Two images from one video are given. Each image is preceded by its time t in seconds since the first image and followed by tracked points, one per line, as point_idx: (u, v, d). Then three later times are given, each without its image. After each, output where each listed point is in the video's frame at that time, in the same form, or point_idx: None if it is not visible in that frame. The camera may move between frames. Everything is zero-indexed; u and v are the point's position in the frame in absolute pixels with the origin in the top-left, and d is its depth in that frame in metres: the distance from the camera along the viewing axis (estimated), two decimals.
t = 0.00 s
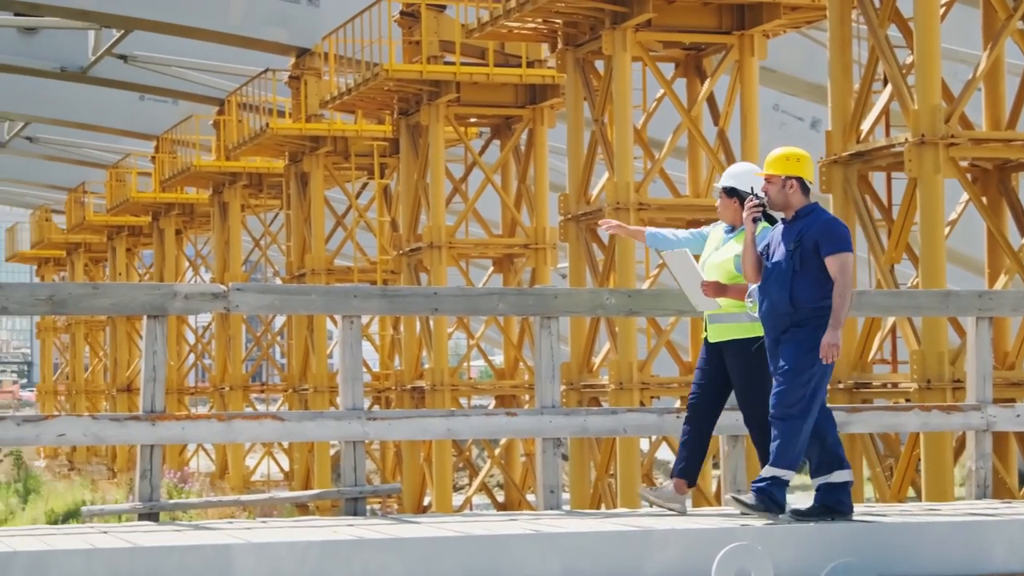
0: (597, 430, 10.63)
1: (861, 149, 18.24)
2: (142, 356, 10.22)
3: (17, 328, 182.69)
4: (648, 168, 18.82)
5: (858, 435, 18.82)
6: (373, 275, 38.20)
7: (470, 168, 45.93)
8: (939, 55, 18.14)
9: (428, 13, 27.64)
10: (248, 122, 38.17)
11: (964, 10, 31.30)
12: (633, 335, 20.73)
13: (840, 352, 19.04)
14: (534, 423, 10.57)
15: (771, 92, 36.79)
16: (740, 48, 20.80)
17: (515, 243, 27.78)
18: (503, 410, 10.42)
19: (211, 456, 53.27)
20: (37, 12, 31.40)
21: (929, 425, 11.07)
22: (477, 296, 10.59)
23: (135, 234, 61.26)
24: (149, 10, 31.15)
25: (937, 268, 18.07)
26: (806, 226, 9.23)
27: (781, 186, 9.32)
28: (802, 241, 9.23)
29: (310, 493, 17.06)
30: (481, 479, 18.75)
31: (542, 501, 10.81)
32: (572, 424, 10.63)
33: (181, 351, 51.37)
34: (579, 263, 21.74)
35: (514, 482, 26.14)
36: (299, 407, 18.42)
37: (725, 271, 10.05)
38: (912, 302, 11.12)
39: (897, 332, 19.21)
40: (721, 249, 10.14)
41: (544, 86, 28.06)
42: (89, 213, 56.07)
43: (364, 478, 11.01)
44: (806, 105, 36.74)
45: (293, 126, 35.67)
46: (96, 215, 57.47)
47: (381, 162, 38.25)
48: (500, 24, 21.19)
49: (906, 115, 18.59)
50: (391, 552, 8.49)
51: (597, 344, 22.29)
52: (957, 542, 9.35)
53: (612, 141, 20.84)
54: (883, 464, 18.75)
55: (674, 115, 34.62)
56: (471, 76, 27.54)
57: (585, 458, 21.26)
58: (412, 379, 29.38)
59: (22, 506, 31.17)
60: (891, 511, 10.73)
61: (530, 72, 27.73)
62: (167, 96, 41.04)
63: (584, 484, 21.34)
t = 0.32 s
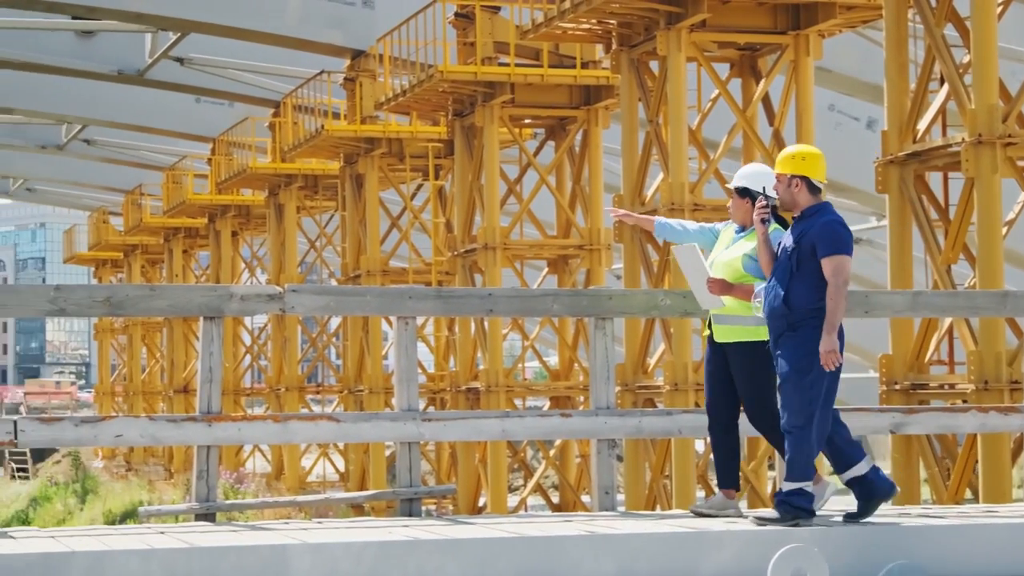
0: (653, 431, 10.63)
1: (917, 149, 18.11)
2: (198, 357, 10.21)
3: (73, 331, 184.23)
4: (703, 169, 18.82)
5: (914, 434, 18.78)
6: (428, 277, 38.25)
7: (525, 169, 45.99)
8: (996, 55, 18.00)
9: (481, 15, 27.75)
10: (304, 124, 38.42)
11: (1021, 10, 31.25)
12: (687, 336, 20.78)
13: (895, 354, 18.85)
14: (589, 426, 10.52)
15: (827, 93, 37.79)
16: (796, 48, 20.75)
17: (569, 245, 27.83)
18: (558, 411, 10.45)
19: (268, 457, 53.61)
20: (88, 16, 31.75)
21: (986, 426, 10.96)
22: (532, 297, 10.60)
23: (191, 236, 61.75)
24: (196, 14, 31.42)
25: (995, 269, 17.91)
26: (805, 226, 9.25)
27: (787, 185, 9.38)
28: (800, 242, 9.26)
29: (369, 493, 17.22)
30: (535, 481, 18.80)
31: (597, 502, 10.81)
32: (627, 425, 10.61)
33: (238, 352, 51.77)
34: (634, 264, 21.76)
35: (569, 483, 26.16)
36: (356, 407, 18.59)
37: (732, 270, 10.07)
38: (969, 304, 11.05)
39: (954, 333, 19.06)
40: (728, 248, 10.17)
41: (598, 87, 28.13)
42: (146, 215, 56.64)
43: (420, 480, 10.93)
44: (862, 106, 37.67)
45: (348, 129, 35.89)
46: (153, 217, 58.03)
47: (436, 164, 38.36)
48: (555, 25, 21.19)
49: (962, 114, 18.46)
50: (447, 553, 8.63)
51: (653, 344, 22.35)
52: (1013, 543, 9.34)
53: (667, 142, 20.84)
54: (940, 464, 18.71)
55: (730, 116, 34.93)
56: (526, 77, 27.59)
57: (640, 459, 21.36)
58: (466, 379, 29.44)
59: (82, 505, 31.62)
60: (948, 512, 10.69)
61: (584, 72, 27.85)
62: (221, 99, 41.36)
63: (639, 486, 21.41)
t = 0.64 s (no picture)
0: (699, 432, 10.61)
1: (963, 149, 17.99)
2: (244, 358, 10.20)
3: (118, 332, 185.37)
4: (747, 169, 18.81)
5: (961, 436, 18.64)
6: (472, 278, 38.27)
7: (570, 171, 46.00)
8: None
9: (525, 16, 27.86)
10: (348, 126, 38.46)
11: None
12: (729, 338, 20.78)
13: (941, 355, 18.78)
14: (634, 425, 10.51)
15: (872, 93, 38.35)
16: (841, 48, 20.86)
17: (613, 245, 27.91)
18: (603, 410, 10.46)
19: (312, 459, 53.79)
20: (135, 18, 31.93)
21: None
22: (576, 297, 10.66)
23: (237, 238, 62.16)
24: (237, 15, 31.51)
25: None
26: (813, 220, 9.15)
27: (795, 179, 9.32)
28: (809, 236, 9.16)
29: (418, 492, 17.27)
30: (579, 481, 18.77)
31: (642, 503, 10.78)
32: (673, 426, 10.59)
33: (282, 353, 51.96)
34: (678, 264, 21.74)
35: (613, 484, 26.15)
36: (400, 408, 18.58)
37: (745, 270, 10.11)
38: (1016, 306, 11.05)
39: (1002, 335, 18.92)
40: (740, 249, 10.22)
41: (642, 88, 28.30)
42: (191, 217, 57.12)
43: (465, 480, 10.92)
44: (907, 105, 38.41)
45: (394, 130, 35.76)
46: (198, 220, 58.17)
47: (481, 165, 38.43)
48: (600, 25, 21.23)
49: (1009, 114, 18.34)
50: (493, 552, 8.63)
51: (698, 345, 22.30)
52: None
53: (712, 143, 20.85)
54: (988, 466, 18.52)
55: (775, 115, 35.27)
56: (570, 78, 27.65)
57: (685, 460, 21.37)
58: (511, 380, 29.50)
59: (128, 506, 31.94)
60: (997, 514, 10.64)
61: (629, 73, 28.05)
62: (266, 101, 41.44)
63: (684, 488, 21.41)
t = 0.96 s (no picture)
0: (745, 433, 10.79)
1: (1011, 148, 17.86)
2: (290, 358, 10.31)
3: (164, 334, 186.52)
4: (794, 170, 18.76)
5: (1008, 438, 18.60)
6: (517, 278, 38.31)
7: (616, 172, 46.00)
8: None
9: (572, 17, 27.93)
10: (394, 127, 38.53)
11: None
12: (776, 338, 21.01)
13: (989, 355, 18.68)
14: (680, 426, 10.68)
15: (919, 93, 38.60)
16: (887, 47, 20.91)
17: (659, 246, 27.92)
18: (649, 411, 10.67)
19: (358, 460, 54.00)
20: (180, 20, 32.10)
21: None
22: (623, 298, 10.79)
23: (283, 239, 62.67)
24: (278, 16, 31.62)
25: None
26: (820, 225, 9.17)
27: (802, 185, 9.35)
28: (816, 241, 9.17)
29: (470, 494, 17.29)
30: (626, 481, 18.77)
31: (689, 504, 10.88)
32: (718, 427, 10.76)
33: (328, 355, 52.18)
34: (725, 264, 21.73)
35: (659, 485, 26.17)
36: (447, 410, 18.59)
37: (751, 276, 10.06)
38: None
39: None
40: (746, 255, 10.16)
41: (688, 88, 28.47)
42: (238, 220, 57.66)
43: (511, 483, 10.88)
44: (955, 105, 38.35)
45: (438, 131, 35.85)
46: (245, 221, 58.73)
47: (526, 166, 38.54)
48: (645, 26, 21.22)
49: None
50: (540, 553, 8.64)
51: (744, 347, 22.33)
52: None
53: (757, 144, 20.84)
54: None
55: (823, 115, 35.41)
56: (615, 78, 27.76)
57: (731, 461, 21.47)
58: (557, 380, 29.52)
59: (175, 505, 32.32)
60: None
61: (674, 73, 28.28)
62: (310, 102, 41.59)
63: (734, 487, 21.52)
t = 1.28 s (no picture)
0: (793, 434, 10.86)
1: None
2: (338, 360, 10.29)
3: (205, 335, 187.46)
4: (842, 170, 18.73)
5: None
6: (564, 279, 38.36)
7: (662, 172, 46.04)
8: None
9: (619, 17, 27.98)
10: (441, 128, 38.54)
11: None
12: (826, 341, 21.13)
13: None
14: (728, 428, 10.78)
15: (969, 92, 38.15)
16: (936, 47, 20.91)
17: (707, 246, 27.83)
18: (697, 413, 10.73)
19: (405, 461, 54.19)
20: (228, 22, 32.26)
21: None
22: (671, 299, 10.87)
23: (330, 240, 63.02)
24: (321, 17, 31.73)
25: None
26: (821, 222, 9.29)
27: (800, 183, 9.48)
28: (817, 238, 9.28)
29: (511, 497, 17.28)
30: (674, 482, 18.73)
31: (737, 505, 10.92)
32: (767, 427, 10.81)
33: (375, 355, 52.40)
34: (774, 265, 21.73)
35: (707, 486, 26.20)
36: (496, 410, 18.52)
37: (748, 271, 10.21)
38: None
39: None
40: (742, 251, 10.31)
41: (735, 88, 28.39)
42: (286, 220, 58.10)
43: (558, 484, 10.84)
44: (1004, 105, 38.02)
45: (486, 131, 35.95)
46: (292, 222, 59.18)
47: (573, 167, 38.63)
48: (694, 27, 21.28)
49: None
50: (587, 554, 8.66)
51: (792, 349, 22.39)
52: None
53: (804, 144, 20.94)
54: None
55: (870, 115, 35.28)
56: (663, 78, 27.79)
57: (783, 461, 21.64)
58: (604, 382, 29.47)
59: (225, 505, 32.57)
60: None
61: (722, 73, 28.19)
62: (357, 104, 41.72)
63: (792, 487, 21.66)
